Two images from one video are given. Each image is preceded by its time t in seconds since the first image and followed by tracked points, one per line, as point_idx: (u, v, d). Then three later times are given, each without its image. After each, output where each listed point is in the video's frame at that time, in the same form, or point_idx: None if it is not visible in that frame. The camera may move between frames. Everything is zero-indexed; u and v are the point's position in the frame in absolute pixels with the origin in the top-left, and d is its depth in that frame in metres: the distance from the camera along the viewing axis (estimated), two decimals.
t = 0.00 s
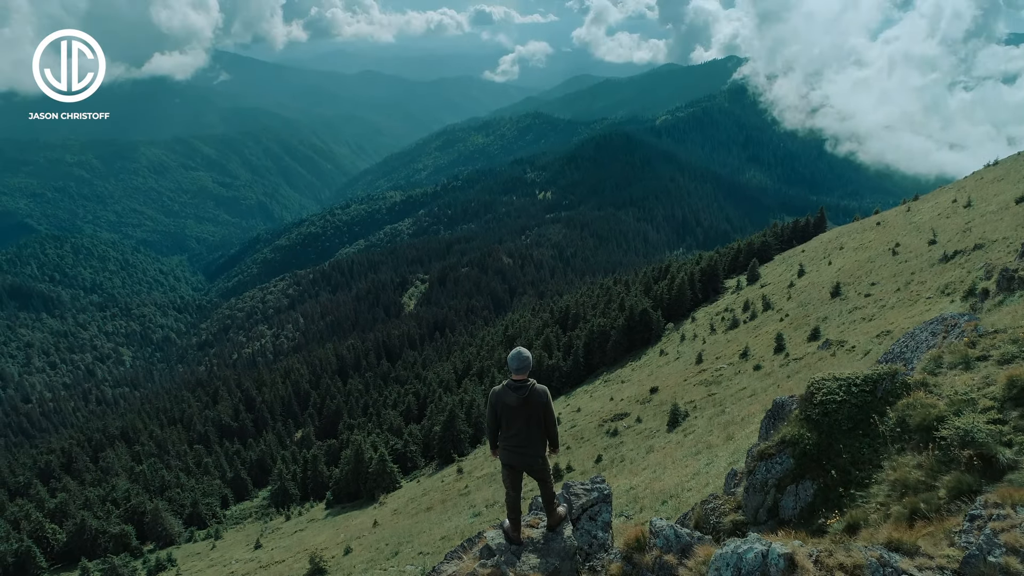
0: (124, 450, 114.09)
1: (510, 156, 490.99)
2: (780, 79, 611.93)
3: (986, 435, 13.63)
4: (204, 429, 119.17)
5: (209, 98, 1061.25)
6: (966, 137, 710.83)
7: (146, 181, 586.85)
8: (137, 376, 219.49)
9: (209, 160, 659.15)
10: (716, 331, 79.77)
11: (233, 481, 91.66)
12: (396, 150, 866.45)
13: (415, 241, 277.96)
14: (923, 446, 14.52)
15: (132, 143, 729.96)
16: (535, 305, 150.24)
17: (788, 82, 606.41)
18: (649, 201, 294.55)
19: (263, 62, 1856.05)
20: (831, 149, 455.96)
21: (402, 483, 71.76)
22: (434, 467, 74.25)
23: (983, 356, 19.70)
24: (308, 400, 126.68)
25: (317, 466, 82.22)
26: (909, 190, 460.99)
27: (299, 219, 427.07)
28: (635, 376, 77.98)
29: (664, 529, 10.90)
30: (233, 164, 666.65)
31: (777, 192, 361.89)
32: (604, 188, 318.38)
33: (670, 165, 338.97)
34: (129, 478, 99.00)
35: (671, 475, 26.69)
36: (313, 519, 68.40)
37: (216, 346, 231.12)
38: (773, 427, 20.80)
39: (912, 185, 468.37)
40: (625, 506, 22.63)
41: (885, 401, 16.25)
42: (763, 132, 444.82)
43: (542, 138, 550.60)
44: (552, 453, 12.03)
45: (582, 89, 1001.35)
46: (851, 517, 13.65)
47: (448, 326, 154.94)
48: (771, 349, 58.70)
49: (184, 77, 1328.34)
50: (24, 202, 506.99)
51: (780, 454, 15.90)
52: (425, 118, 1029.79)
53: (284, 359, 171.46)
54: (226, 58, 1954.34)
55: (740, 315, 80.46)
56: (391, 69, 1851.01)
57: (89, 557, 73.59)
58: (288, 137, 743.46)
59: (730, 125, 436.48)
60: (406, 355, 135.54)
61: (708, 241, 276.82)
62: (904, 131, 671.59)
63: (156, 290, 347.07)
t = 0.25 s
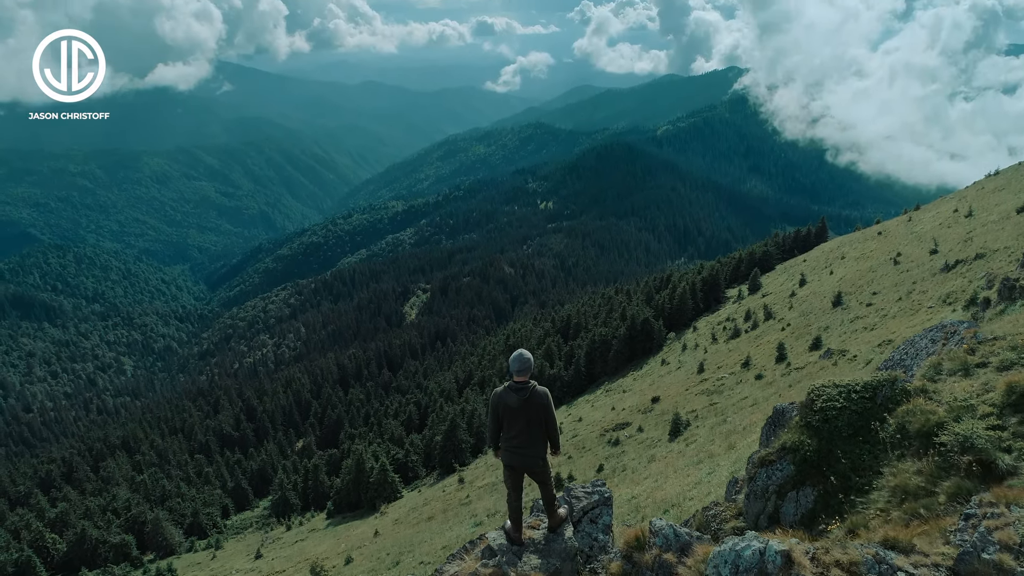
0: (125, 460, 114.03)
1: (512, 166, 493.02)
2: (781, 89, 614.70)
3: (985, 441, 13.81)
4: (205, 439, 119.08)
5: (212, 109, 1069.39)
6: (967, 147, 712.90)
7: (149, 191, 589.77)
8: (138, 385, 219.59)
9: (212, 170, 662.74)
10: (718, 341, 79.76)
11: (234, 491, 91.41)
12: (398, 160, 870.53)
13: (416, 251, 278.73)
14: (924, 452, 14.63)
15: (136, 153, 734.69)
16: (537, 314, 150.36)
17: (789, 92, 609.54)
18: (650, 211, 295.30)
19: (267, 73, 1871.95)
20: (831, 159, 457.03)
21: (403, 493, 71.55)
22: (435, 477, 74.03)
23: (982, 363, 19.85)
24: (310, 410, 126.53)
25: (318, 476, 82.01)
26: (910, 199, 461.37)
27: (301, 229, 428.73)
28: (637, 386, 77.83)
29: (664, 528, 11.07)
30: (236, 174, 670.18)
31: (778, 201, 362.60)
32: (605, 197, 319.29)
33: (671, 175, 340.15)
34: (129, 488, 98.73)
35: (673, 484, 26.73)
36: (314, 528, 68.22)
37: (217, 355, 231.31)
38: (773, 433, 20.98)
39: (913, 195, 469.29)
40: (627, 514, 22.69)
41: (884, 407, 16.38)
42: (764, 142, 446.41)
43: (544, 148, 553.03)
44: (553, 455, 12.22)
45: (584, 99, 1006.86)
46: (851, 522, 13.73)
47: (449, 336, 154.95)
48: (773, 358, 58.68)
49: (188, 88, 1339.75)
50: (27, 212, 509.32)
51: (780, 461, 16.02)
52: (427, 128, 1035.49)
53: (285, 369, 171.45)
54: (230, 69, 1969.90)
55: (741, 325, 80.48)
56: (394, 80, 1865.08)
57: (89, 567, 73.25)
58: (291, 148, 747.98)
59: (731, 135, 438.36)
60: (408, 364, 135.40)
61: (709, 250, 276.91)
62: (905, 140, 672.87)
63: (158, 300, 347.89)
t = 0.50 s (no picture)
0: (125, 469, 113.79)
1: (514, 176, 495.07)
2: (782, 99, 617.51)
3: (984, 447, 13.99)
4: (206, 448, 118.82)
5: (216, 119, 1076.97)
6: (967, 157, 714.53)
7: (152, 201, 592.59)
8: (139, 394, 219.20)
9: (215, 180, 666.14)
10: (719, 350, 79.74)
11: (234, 500, 91.15)
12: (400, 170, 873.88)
13: (418, 260, 279.32)
14: (923, 458, 14.76)
15: (139, 163, 738.85)
16: (538, 324, 150.20)
17: (789, 102, 612.60)
18: (652, 220, 295.89)
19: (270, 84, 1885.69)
20: (832, 169, 458.08)
21: (403, 503, 71.20)
22: (436, 487, 73.86)
23: (982, 370, 20.00)
24: (310, 419, 126.24)
25: (319, 485, 81.77)
26: (911, 209, 461.69)
27: (302, 238, 429.96)
28: (638, 395, 77.66)
29: (664, 529, 11.32)
30: (239, 184, 673.42)
31: (779, 211, 363.29)
32: (606, 207, 320.10)
33: (672, 184, 341.20)
34: (130, 497, 98.46)
35: (675, 493, 26.77)
36: (314, 538, 67.91)
37: (218, 364, 231.19)
38: (773, 441, 21.15)
39: (913, 205, 470.04)
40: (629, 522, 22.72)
41: (884, 413, 16.55)
42: (765, 152, 447.91)
43: (545, 157, 555.27)
44: (553, 457, 12.38)
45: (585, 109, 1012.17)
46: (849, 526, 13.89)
47: (450, 345, 154.83)
48: (774, 368, 58.70)
49: (192, 98, 1350.34)
50: (30, 222, 511.45)
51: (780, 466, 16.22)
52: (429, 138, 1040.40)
53: (286, 378, 171.10)
54: (233, 80, 1985.38)
55: (743, 334, 80.51)
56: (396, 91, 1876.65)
57: None
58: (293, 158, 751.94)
59: (732, 146, 440.15)
60: (409, 374, 135.15)
61: (710, 260, 276.92)
62: (906, 150, 674.12)
63: (160, 309, 348.39)
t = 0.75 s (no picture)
0: (125, 479, 113.47)
1: (514, 186, 497.16)
2: (781, 110, 620.65)
3: (982, 452, 14.14)
4: (206, 458, 118.46)
5: (218, 129, 1082.83)
6: (967, 166, 716.77)
7: (153, 211, 594.69)
8: (139, 404, 218.88)
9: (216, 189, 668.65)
10: (720, 360, 79.78)
11: (234, 510, 90.81)
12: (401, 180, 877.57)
13: (418, 270, 279.98)
14: (921, 463, 14.89)
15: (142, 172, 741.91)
16: (538, 333, 150.26)
17: (789, 112, 615.54)
18: (652, 230, 296.56)
19: (271, 94, 1897.24)
20: (832, 179, 459.51)
21: (404, 512, 71.03)
22: (437, 497, 73.71)
23: (980, 376, 20.18)
24: (310, 429, 125.95)
25: (319, 495, 81.56)
26: (911, 219, 462.53)
27: (303, 248, 430.91)
28: (639, 405, 77.54)
29: (661, 526, 11.68)
30: (240, 194, 675.81)
31: (779, 221, 363.99)
32: (607, 217, 320.83)
33: (672, 194, 342.22)
34: (129, 507, 98.06)
35: (673, 503, 26.87)
36: (314, 548, 67.83)
37: (219, 374, 230.85)
38: (772, 447, 21.43)
39: (913, 214, 471.15)
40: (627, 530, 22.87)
41: (883, 419, 16.67)
42: (764, 162, 449.64)
43: (546, 167, 557.40)
44: (552, 458, 12.64)
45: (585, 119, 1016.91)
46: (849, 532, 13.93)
47: (451, 355, 154.77)
48: (775, 377, 58.65)
49: (194, 109, 1358.28)
50: (31, 231, 512.91)
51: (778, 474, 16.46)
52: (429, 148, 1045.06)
53: (286, 388, 170.64)
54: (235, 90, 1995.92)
55: (743, 344, 80.54)
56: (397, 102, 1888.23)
57: None
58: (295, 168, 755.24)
59: (732, 156, 441.84)
60: (409, 383, 134.95)
61: (711, 269, 277.07)
62: (905, 160, 676.35)
63: (161, 319, 348.56)
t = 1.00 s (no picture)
0: (126, 488, 113.24)
1: (516, 195, 499.01)
2: (782, 120, 623.26)
3: (981, 458, 14.38)
4: (207, 467, 118.36)
5: (221, 139, 1090.04)
6: (968, 176, 717.99)
7: (156, 220, 597.06)
8: (140, 414, 218.71)
9: (219, 199, 671.62)
10: (722, 369, 79.78)
11: (235, 520, 90.67)
12: (403, 189, 881.39)
13: (420, 279, 280.41)
14: (920, 469, 15.13)
15: (145, 182, 745.95)
16: (540, 343, 150.23)
17: (789, 122, 618.06)
18: (654, 239, 296.99)
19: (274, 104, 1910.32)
20: (833, 189, 460.57)
21: (405, 522, 70.72)
22: (438, 506, 73.57)
23: (978, 383, 20.44)
24: (312, 439, 125.68)
25: (320, 505, 81.40)
26: (913, 229, 462.65)
27: (305, 257, 431.84)
28: (641, 415, 77.36)
29: (662, 527, 12.01)
30: (243, 203, 678.62)
31: (781, 231, 364.49)
32: (609, 227, 321.44)
33: (674, 204, 343.03)
34: (130, 516, 97.89)
35: (675, 511, 26.96)
36: (315, 558, 67.61)
37: (220, 383, 230.83)
38: (773, 453, 21.62)
39: (915, 224, 471.35)
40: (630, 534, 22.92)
41: (883, 425, 16.91)
42: (766, 172, 450.93)
43: (547, 177, 559.47)
44: (554, 458, 12.93)
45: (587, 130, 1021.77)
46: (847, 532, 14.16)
47: (452, 364, 154.60)
48: (777, 387, 58.63)
49: (197, 119, 1367.18)
50: (34, 240, 514.96)
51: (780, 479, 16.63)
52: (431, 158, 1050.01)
53: (287, 397, 170.48)
54: (240, 100, 2009.57)
55: (745, 353, 80.53)
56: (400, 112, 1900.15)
57: None
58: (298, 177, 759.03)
59: (733, 165, 443.13)
60: (410, 393, 134.81)
61: (713, 279, 277.09)
62: (907, 170, 677.20)
63: (163, 328, 349.17)
